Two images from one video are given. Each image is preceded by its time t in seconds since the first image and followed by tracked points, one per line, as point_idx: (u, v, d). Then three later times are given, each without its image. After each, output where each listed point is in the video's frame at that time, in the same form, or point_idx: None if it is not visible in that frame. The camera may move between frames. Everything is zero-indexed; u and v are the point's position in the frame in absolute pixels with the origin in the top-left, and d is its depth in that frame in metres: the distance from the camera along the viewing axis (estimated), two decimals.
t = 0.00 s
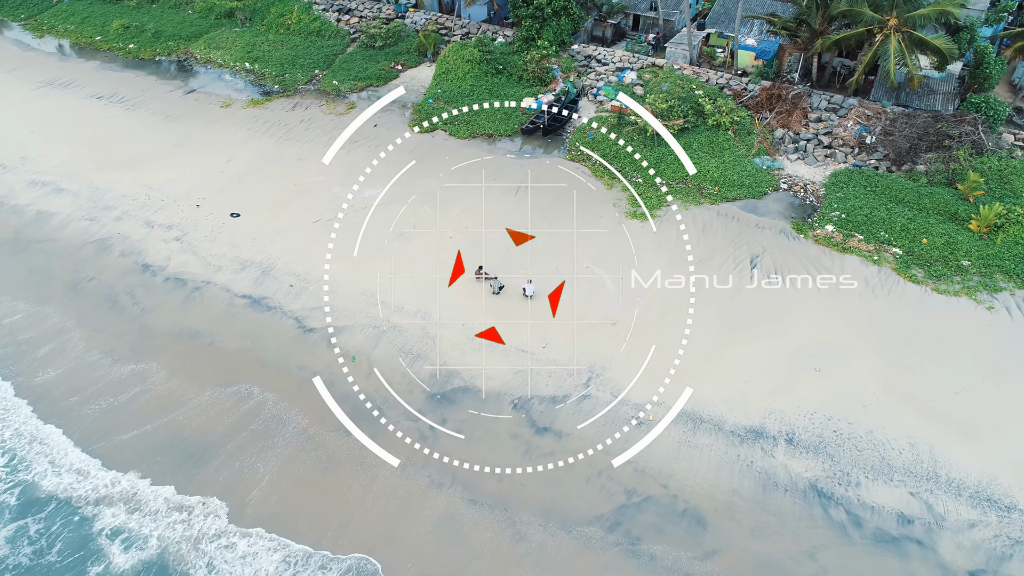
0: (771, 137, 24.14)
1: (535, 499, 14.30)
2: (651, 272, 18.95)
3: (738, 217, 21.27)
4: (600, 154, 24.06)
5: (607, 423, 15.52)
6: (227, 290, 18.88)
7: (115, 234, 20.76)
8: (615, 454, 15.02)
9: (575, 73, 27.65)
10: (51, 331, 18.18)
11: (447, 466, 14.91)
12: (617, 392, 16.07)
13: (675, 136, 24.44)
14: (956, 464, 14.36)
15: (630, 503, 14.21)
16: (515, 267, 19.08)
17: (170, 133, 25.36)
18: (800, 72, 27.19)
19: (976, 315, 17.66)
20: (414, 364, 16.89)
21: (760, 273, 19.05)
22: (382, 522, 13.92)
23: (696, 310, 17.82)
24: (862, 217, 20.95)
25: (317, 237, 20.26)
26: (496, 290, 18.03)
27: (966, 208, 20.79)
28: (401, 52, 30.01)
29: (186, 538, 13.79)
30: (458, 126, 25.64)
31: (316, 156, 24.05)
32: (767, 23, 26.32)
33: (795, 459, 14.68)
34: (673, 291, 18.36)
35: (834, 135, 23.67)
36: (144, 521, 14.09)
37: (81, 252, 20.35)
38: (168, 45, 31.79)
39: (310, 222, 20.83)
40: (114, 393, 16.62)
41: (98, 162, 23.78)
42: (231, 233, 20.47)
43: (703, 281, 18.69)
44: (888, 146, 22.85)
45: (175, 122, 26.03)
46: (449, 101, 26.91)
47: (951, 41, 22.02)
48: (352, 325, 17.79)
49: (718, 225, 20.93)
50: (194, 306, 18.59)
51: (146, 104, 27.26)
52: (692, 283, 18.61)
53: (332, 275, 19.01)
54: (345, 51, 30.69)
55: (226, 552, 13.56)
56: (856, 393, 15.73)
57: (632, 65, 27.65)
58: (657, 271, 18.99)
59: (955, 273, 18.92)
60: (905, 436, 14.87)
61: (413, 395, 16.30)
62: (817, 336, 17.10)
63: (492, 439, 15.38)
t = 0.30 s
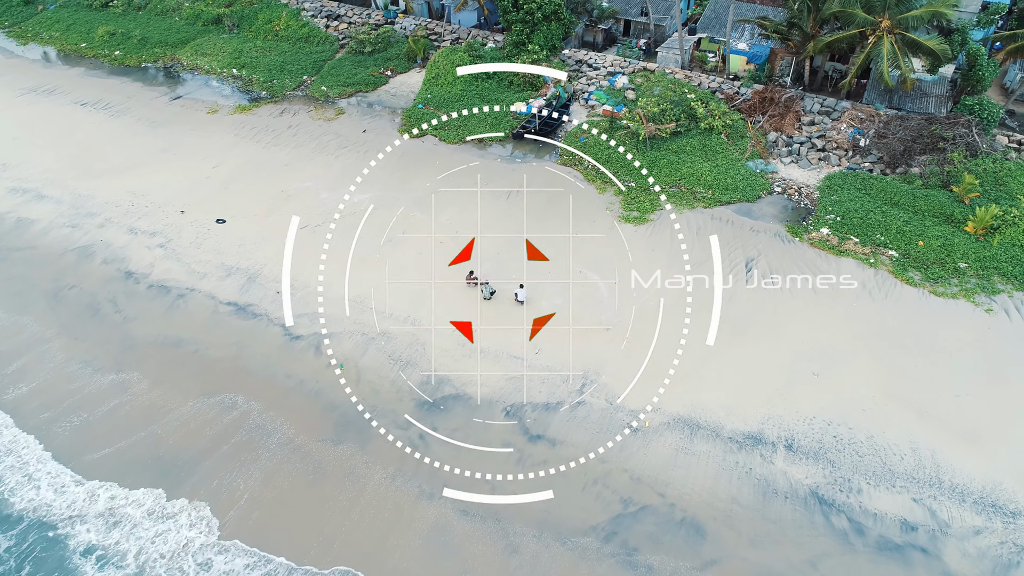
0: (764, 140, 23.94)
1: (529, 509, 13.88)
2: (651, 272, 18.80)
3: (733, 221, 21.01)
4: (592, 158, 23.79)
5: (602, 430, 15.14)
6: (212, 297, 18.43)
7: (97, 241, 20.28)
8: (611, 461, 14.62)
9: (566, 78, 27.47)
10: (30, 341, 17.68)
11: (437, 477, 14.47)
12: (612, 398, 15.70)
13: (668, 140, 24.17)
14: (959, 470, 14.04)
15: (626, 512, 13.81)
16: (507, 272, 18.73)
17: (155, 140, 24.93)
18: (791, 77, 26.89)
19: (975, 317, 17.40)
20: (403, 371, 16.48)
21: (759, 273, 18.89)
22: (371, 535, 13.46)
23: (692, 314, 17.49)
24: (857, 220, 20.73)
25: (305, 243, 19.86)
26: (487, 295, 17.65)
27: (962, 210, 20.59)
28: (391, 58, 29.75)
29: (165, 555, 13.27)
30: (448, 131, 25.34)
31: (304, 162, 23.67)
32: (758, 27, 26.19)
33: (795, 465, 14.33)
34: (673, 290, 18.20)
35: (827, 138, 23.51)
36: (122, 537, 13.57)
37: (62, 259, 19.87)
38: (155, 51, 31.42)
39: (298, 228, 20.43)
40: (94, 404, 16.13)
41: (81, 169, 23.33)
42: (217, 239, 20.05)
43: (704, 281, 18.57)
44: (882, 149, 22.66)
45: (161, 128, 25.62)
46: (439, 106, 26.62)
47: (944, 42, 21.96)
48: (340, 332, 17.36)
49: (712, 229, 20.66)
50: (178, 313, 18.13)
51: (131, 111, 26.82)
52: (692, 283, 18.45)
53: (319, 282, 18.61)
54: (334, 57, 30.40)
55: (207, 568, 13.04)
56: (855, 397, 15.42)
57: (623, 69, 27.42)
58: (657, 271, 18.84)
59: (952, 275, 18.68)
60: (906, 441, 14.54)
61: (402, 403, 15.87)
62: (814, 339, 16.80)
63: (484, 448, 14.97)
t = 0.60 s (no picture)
0: (762, 142, 23.68)
1: (525, 517, 13.44)
2: (651, 272, 18.52)
3: (731, 223, 20.69)
4: (588, 161, 23.48)
5: (599, 436, 14.72)
6: (200, 301, 17.99)
7: (83, 245, 19.83)
8: (609, 468, 14.19)
9: (562, 81, 27.15)
10: (12, 347, 17.19)
11: (430, 485, 14.01)
12: (610, 402, 15.29)
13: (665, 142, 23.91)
14: (967, 475, 13.65)
15: (625, 520, 13.37)
16: (502, 275, 18.34)
17: (144, 143, 24.52)
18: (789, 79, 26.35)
19: (979, 319, 17.07)
20: (395, 376, 16.05)
21: (759, 273, 18.63)
22: (361, 545, 12.99)
23: (691, 317, 17.12)
24: (857, 222, 20.42)
25: (295, 247, 19.46)
26: (482, 299, 17.27)
27: (963, 212, 20.31)
28: (384, 61, 29.45)
29: (145, 567, 12.73)
30: (442, 134, 25.07)
31: (295, 165, 23.28)
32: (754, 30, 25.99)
33: (798, 471, 13.93)
34: (672, 291, 17.92)
35: (825, 140, 23.27)
36: (101, 549, 13.02)
37: (46, 264, 19.40)
38: (145, 56, 31.07)
39: (288, 231, 20.03)
40: (76, 411, 15.63)
41: (67, 173, 22.89)
42: (205, 243, 19.63)
43: (705, 281, 18.29)
44: (881, 150, 22.41)
45: (150, 132, 25.22)
46: (433, 110, 26.30)
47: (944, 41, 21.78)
48: (330, 336, 16.91)
49: (710, 231, 20.33)
50: (164, 318, 17.67)
51: (120, 114, 26.41)
52: (692, 284, 18.19)
53: (310, 285, 18.19)
54: (326, 61, 30.08)
55: None
56: (859, 401, 15.05)
57: (619, 72, 27.12)
58: (656, 271, 18.59)
59: (955, 277, 18.36)
60: (912, 445, 14.16)
61: (394, 409, 15.42)
62: (816, 342, 16.44)
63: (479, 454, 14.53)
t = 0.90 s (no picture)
0: (763, 143, 23.34)
1: (521, 525, 12.95)
2: (652, 273, 18.16)
3: (732, 224, 20.32)
4: (586, 162, 23.11)
5: (598, 440, 14.26)
6: (188, 303, 17.53)
7: (69, 247, 19.38)
8: (608, 474, 13.73)
9: (559, 83, 26.77)
10: None
11: (422, 491, 13.53)
12: (609, 406, 14.85)
13: (664, 143, 23.57)
14: (979, 480, 13.20)
15: (625, 527, 12.89)
16: (497, 277, 17.91)
17: (135, 145, 24.12)
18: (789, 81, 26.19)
19: (986, 321, 16.65)
20: (387, 379, 15.59)
21: (759, 273, 18.29)
22: (351, 554, 12.51)
23: (692, 319, 16.69)
24: (860, 223, 20.03)
25: (287, 248, 19.03)
26: (477, 301, 16.83)
27: (967, 213, 19.93)
28: (379, 64, 29.16)
29: None
30: (437, 135, 24.69)
31: (288, 166, 22.89)
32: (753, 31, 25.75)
33: (804, 476, 13.47)
34: (673, 291, 17.55)
35: (826, 141, 22.95)
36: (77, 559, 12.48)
37: (31, 265, 18.95)
38: (138, 58, 30.73)
39: (280, 232, 19.62)
40: (58, 416, 15.14)
41: (55, 174, 22.48)
42: (194, 244, 19.20)
43: (706, 281, 17.91)
44: (883, 151, 22.05)
45: (141, 133, 24.83)
46: (429, 111, 25.91)
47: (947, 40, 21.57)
48: (321, 339, 16.45)
49: (711, 232, 19.95)
50: (151, 320, 17.21)
51: (111, 116, 26.03)
52: (692, 284, 17.82)
53: (301, 287, 17.76)
54: (322, 63, 29.78)
55: None
56: (865, 404, 14.61)
57: (617, 74, 26.82)
58: (657, 271, 18.23)
59: (960, 279, 17.96)
60: (921, 450, 13.72)
61: (386, 413, 14.94)
62: (819, 344, 16.02)
63: (473, 459, 14.06)
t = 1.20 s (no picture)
0: (765, 144, 22.94)
1: (517, 532, 12.44)
2: (652, 272, 17.74)
3: (734, 225, 19.91)
4: (585, 163, 22.72)
5: (598, 444, 13.77)
6: (176, 303, 17.05)
7: (56, 247, 18.93)
8: (608, 479, 13.23)
9: (558, 83, 26.33)
10: None
11: (415, 497, 13.01)
12: (608, 409, 14.36)
13: (665, 144, 23.19)
14: (993, 486, 12.71)
15: (626, 535, 12.38)
16: (494, 277, 17.47)
17: (126, 145, 23.72)
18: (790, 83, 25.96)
19: (996, 323, 16.20)
20: (380, 381, 15.10)
21: (759, 273, 17.88)
22: (339, 563, 12.00)
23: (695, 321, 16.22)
24: (866, 224, 19.60)
25: (280, 248, 18.59)
26: (473, 301, 16.39)
27: (975, 214, 19.52)
28: (377, 65, 28.84)
29: None
30: (436, 138, 24.08)
31: (282, 166, 22.48)
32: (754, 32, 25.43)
33: (811, 482, 12.97)
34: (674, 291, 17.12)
35: (830, 142, 22.54)
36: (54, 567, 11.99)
37: (17, 265, 18.50)
38: (132, 59, 30.40)
39: (272, 232, 19.18)
40: (39, 420, 14.65)
41: (45, 174, 22.05)
42: (184, 244, 18.75)
43: (706, 281, 17.51)
44: (888, 152, 21.67)
45: (133, 134, 24.43)
46: (426, 112, 25.54)
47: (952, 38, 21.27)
48: (312, 340, 15.96)
49: (713, 233, 19.53)
50: (137, 321, 16.73)
51: (103, 116, 25.64)
52: (692, 284, 17.40)
53: (293, 287, 17.30)
54: (318, 64, 29.43)
55: None
56: (874, 407, 14.13)
57: (617, 75, 26.45)
58: (657, 271, 17.78)
59: (969, 281, 17.53)
60: (932, 455, 13.23)
61: (378, 416, 14.44)
62: (826, 347, 15.56)
63: (468, 463, 13.56)
